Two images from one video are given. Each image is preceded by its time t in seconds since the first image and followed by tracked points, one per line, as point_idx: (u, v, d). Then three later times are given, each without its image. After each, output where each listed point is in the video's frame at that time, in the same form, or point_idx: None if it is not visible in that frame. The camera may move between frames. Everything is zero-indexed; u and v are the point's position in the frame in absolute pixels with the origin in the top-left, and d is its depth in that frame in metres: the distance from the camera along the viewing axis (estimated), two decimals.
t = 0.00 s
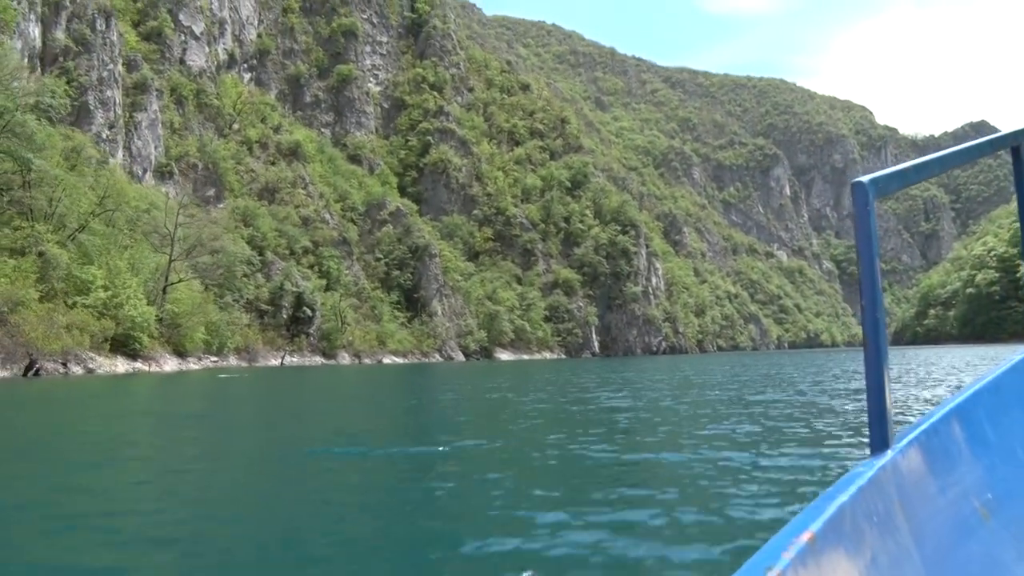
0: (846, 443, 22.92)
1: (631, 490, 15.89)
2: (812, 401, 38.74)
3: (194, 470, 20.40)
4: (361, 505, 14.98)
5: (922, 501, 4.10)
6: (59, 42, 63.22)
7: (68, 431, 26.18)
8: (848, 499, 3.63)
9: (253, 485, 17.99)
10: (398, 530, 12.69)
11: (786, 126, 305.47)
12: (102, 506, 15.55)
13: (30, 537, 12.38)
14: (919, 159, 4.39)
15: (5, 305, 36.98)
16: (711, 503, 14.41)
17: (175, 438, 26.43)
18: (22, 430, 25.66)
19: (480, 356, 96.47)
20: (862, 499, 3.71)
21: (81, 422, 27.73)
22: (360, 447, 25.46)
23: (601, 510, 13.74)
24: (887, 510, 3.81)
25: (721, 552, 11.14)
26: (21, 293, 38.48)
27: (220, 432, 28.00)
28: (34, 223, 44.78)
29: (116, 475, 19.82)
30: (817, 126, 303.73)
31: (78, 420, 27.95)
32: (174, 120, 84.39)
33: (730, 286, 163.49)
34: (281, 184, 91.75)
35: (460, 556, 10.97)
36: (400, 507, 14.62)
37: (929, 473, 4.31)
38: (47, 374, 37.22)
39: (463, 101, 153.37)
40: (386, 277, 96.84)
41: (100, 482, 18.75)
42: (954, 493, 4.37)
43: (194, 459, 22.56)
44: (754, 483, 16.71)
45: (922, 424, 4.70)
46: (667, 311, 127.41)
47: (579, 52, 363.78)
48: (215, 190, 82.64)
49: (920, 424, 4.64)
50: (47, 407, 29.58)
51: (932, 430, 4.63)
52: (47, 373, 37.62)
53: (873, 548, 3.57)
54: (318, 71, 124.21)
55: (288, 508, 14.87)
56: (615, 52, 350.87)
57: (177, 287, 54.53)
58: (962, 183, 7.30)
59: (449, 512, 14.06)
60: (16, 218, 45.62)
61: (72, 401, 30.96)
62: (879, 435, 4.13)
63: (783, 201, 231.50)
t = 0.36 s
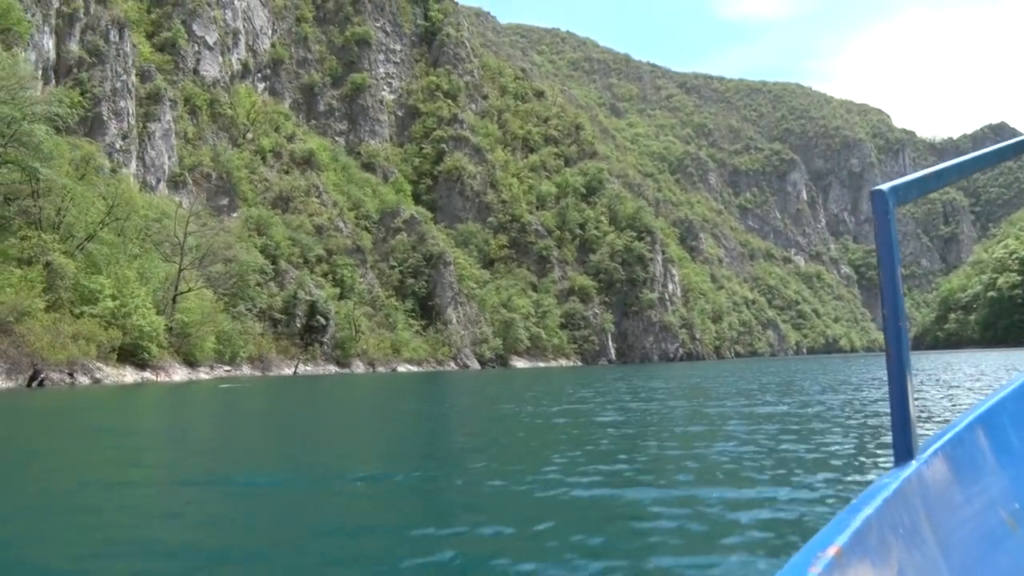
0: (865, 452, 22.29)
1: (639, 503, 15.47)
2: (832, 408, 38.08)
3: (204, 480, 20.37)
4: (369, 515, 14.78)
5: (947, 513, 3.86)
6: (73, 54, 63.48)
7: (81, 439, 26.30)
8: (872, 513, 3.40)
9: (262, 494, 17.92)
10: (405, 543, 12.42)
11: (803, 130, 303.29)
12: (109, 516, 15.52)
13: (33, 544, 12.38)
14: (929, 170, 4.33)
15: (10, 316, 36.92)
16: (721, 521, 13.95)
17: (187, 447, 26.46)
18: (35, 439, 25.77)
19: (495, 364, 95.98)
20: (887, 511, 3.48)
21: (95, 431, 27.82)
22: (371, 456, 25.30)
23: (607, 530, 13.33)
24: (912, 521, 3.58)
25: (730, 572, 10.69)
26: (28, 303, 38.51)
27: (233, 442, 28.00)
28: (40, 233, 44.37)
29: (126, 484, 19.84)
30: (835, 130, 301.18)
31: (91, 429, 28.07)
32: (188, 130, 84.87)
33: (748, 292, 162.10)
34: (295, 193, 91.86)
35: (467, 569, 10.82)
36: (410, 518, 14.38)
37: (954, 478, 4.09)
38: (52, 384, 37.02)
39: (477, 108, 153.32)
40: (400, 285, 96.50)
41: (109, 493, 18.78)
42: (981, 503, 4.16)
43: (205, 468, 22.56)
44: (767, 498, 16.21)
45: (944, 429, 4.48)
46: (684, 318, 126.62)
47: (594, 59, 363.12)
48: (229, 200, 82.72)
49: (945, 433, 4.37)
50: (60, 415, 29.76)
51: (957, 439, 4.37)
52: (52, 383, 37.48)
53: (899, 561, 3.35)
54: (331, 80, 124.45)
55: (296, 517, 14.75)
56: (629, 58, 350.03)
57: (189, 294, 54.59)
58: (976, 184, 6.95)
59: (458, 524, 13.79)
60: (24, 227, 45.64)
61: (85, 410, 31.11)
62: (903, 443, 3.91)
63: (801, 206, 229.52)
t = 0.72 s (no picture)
0: (889, 460, 21.67)
1: (655, 508, 15.24)
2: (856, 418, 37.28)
3: (219, 493, 20.02)
4: (396, 528, 14.49)
5: (974, 527, 3.85)
6: (91, 68, 63.71)
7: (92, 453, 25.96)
8: (900, 533, 3.39)
9: (279, 506, 17.50)
10: (438, 548, 12.37)
11: (822, 138, 300.79)
12: (125, 530, 15.12)
13: (51, 559, 11.95)
14: (953, 185, 4.29)
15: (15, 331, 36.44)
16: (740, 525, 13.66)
17: (200, 459, 26.13)
18: (47, 449, 25.92)
19: (513, 375, 95.52)
20: (916, 533, 3.47)
21: (104, 443, 27.47)
22: (388, 467, 24.98)
23: (626, 530, 13.13)
24: (942, 543, 3.56)
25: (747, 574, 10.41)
26: (37, 315, 38.31)
27: (246, 454, 27.64)
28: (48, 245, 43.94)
29: (139, 497, 19.43)
30: (854, 138, 298.40)
31: (102, 442, 27.73)
32: (205, 143, 85.34)
33: (768, 301, 160.51)
34: (311, 205, 91.93)
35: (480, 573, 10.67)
36: (433, 525, 14.40)
37: (985, 495, 4.07)
38: (59, 399, 36.61)
39: (494, 119, 153.23)
40: (417, 296, 96.07)
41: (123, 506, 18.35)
42: (1011, 519, 4.14)
43: (218, 482, 22.16)
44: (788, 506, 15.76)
45: (974, 444, 4.46)
46: (703, 327, 125.40)
47: (611, 69, 362.62)
48: (246, 212, 82.91)
49: (974, 450, 4.37)
50: (70, 427, 29.41)
51: (988, 456, 4.37)
52: (59, 397, 36.98)
53: None
54: (348, 92, 124.79)
55: (308, 526, 14.84)
56: (646, 68, 349.07)
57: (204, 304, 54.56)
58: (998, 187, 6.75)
59: (482, 529, 13.75)
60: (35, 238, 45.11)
61: (96, 423, 30.81)
62: (929, 460, 3.92)
63: (821, 214, 227.24)
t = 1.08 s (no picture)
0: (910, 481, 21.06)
1: (657, 537, 14.90)
2: (878, 434, 36.39)
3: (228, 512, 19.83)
4: (400, 554, 14.25)
5: (1002, 555, 3.83)
6: (108, 85, 63.95)
7: (104, 466, 25.87)
8: (926, 563, 3.32)
9: (277, 525, 17.57)
10: None
11: (842, 152, 298.45)
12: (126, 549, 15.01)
13: None
14: (978, 206, 4.11)
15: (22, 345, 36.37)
16: (742, 556, 13.26)
17: (211, 474, 25.99)
18: (54, 459, 26.10)
19: (529, 391, 95.05)
20: (944, 564, 3.39)
21: (116, 457, 27.39)
22: (401, 485, 24.71)
23: (625, 565, 12.83)
24: None
25: None
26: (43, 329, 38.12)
27: (259, 470, 27.49)
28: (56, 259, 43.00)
29: (140, 514, 19.58)
30: (874, 151, 295.89)
31: (110, 454, 27.82)
32: (221, 159, 85.88)
33: (786, 316, 159.05)
34: (327, 220, 91.90)
35: None
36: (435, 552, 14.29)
37: (1010, 523, 4.03)
38: (63, 414, 36.53)
39: (510, 134, 153.08)
40: (433, 311, 95.65)
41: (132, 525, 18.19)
42: None
43: (224, 498, 22.14)
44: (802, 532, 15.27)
45: (1002, 472, 4.39)
46: (721, 342, 124.25)
47: (629, 84, 362.46)
48: (262, 227, 83.07)
49: (1000, 475, 4.40)
50: (83, 440, 29.36)
51: (1012, 482, 4.39)
52: (65, 412, 36.91)
53: None
54: (364, 108, 125.16)
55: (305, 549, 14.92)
56: (664, 82, 348.54)
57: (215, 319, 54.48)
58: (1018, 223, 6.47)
59: (480, 559, 13.57)
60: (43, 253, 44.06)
61: (108, 436, 30.76)
62: (954, 488, 3.90)
63: (840, 229, 225.08)
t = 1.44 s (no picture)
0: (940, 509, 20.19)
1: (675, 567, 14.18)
2: (904, 453, 35.39)
3: (251, 527, 19.42)
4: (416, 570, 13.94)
5: None
6: (127, 98, 64.10)
7: (118, 480, 25.38)
8: None
9: (293, 540, 17.38)
10: None
11: (864, 164, 295.55)
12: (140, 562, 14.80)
13: None
14: (999, 231, 4.17)
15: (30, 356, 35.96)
16: None
17: (227, 488, 25.56)
18: (68, 470, 25.96)
19: (547, 406, 94.25)
20: None
21: (128, 471, 26.88)
22: (421, 500, 24.38)
23: None
24: None
25: None
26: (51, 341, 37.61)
27: (274, 484, 27.09)
28: (66, 270, 42.37)
29: (155, 527, 19.41)
30: (896, 163, 292.76)
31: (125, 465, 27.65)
32: (239, 172, 86.16)
33: (809, 330, 157.11)
34: (345, 234, 91.76)
35: None
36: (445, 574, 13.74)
37: None
38: (69, 426, 36.14)
39: (529, 147, 152.65)
40: (451, 324, 95.04)
41: (154, 539, 17.73)
42: None
43: (238, 511, 21.97)
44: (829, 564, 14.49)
45: None
46: (742, 356, 122.83)
47: (649, 97, 361.36)
48: (279, 240, 83.02)
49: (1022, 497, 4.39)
50: (95, 454, 28.85)
51: None
52: (71, 425, 36.53)
53: None
54: (383, 121, 125.36)
55: (321, 563, 14.66)
56: (683, 95, 347.44)
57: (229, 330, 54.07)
58: None
59: None
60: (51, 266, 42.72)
61: (121, 449, 30.28)
62: (983, 515, 3.88)
63: (863, 242, 222.39)
